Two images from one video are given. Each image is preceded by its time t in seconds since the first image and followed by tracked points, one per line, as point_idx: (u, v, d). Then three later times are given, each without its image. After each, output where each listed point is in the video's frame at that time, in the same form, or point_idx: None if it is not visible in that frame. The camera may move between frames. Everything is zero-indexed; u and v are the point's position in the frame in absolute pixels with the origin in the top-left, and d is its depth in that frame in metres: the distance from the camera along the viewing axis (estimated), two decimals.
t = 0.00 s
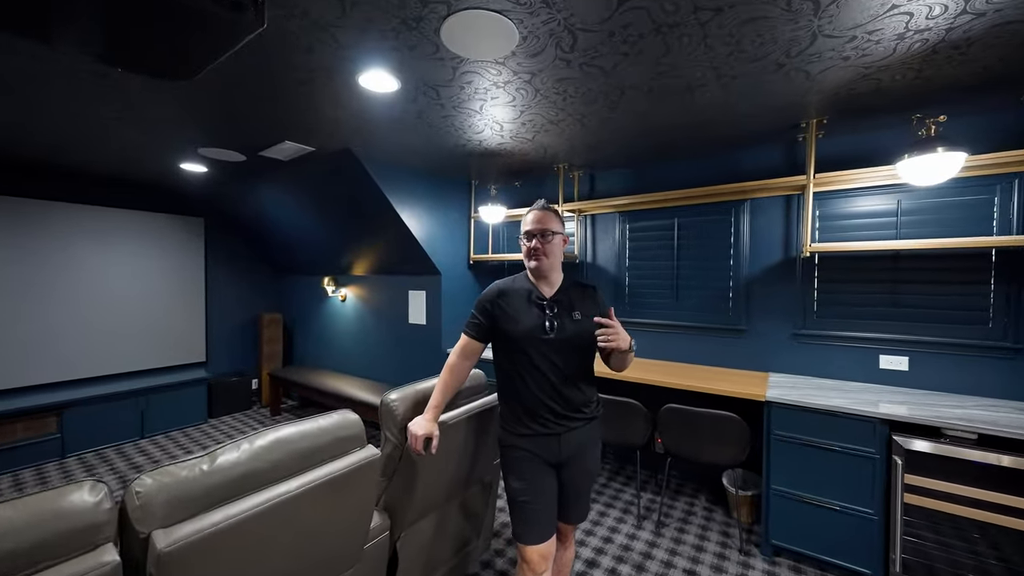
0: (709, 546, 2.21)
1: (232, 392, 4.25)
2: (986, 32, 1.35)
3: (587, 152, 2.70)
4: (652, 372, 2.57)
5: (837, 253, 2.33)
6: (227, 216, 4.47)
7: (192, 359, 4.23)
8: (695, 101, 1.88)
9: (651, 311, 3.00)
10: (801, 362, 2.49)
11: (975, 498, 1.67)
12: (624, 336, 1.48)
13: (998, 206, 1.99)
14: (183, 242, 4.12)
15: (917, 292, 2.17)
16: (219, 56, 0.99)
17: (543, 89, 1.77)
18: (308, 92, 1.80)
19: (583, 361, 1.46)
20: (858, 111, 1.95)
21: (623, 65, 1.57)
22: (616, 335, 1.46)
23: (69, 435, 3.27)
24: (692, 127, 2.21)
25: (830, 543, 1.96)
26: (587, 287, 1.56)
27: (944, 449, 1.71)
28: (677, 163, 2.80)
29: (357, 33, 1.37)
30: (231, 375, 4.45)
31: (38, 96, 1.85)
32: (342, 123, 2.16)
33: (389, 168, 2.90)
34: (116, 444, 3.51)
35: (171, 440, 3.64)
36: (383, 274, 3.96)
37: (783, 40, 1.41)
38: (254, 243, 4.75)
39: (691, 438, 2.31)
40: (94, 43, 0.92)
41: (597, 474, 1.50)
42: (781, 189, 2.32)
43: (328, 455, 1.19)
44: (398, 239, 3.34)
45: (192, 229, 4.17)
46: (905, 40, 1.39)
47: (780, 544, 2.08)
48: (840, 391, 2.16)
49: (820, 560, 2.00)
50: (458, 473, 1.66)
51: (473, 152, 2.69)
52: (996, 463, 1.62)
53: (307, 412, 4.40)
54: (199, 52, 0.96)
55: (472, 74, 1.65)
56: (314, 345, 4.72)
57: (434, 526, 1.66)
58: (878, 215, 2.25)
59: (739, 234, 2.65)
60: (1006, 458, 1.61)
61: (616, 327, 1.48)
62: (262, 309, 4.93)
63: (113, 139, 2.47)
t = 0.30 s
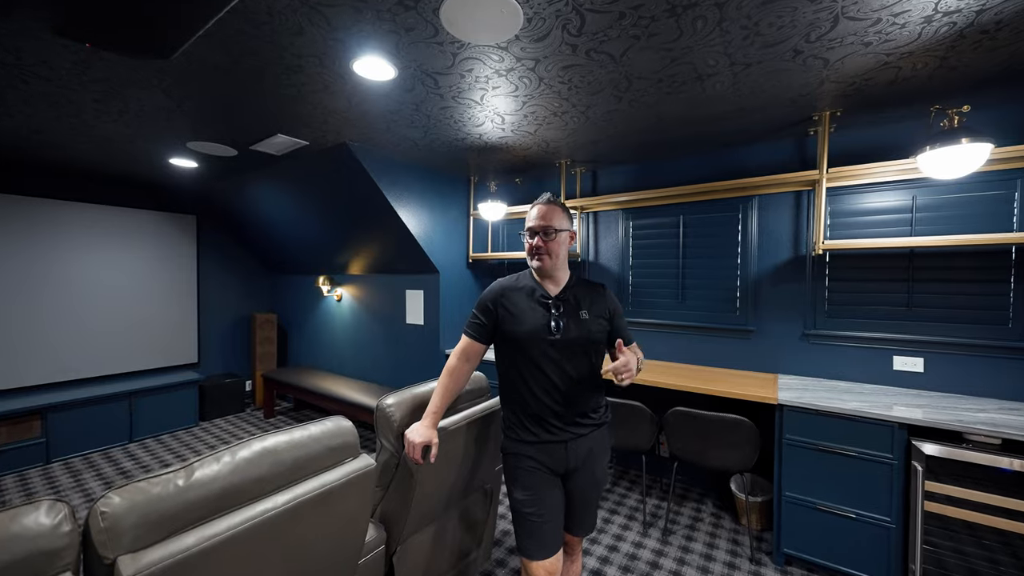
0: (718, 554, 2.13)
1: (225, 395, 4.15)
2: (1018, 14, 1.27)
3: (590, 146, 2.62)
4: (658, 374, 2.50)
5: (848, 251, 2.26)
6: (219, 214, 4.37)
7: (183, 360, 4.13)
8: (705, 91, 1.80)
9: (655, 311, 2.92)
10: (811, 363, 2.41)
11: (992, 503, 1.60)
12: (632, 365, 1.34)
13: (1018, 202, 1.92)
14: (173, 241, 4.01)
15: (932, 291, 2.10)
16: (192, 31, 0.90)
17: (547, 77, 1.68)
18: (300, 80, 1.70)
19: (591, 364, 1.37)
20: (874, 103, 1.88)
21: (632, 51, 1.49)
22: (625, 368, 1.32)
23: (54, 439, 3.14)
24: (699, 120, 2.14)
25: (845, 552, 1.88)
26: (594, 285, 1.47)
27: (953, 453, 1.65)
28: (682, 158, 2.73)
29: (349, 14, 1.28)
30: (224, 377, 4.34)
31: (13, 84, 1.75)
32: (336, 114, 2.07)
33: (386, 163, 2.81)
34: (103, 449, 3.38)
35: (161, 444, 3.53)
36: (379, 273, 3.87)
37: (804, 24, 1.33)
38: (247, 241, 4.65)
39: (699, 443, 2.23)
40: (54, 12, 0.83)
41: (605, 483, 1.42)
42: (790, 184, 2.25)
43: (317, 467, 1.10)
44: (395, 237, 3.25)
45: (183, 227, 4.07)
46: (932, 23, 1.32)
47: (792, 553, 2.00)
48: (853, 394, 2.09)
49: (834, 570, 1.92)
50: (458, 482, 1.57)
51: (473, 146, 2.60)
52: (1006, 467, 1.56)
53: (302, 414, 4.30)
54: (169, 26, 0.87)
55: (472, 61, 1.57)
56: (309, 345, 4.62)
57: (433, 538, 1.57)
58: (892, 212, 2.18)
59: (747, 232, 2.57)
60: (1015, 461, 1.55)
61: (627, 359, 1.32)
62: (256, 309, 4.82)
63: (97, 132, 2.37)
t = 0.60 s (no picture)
0: (723, 560, 2.07)
1: (218, 397, 4.07)
2: None
3: (591, 144, 2.57)
4: (661, 376, 2.44)
5: (855, 249, 2.21)
6: (213, 213, 4.29)
7: (176, 362, 4.05)
8: (711, 85, 1.75)
9: (658, 311, 2.87)
10: (816, 365, 2.37)
11: (1005, 511, 1.54)
12: (611, 381, 1.24)
13: None
14: (166, 240, 3.94)
15: (941, 291, 2.06)
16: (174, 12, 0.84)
17: (549, 69, 1.63)
18: (293, 72, 1.64)
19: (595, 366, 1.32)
20: (882, 98, 1.84)
21: (638, 41, 1.43)
22: (602, 385, 1.22)
23: (42, 443, 3.05)
24: (704, 116, 2.08)
25: (854, 559, 1.83)
26: (599, 285, 1.41)
27: (958, 455, 1.60)
28: (685, 156, 2.68)
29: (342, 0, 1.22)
30: (218, 378, 4.27)
31: None
32: (331, 108, 2.01)
33: (382, 161, 2.74)
34: (92, 452, 3.30)
35: (152, 448, 3.45)
36: (376, 273, 3.80)
37: (817, 13, 1.28)
38: (243, 241, 4.58)
39: (704, 446, 2.18)
40: None
41: (611, 491, 1.36)
42: (796, 182, 2.20)
43: (307, 477, 1.04)
44: (392, 236, 3.18)
45: (176, 226, 3.99)
46: (949, 13, 1.27)
47: (800, 560, 1.95)
48: (861, 396, 2.04)
49: None
50: (458, 489, 1.51)
51: (471, 143, 2.54)
52: (1008, 469, 1.52)
53: (298, 416, 4.23)
54: (148, 6, 0.81)
55: (472, 52, 1.51)
56: (305, 346, 4.54)
57: (431, 547, 1.51)
58: (900, 210, 2.13)
59: (751, 231, 2.52)
60: (1014, 463, 1.51)
61: (602, 374, 1.22)
62: (251, 309, 4.75)
63: (84, 127, 2.30)
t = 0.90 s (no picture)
0: (722, 562, 2.06)
1: (213, 398, 4.03)
2: None
3: (588, 144, 2.56)
4: (659, 377, 2.43)
5: (853, 250, 2.21)
6: (208, 213, 4.26)
7: (170, 363, 4.01)
8: (709, 84, 1.74)
9: (655, 312, 2.86)
10: (814, 365, 2.37)
11: (1000, 511, 1.55)
12: (614, 382, 1.24)
13: None
14: (160, 240, 3.90)
15: (939, 291, 2.06)
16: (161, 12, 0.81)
17: (546, 68, 1.62)
18: (286, 69, 1.62)
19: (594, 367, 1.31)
20: (880, 98, 1.83)
21: (636, 39, 1.42)
22: (605, 388, 1.21)
23: (33, 446, 3.01)
24: (702, 115, 2.07)
25: (852, 560, 1.82)
26: (597, 285, 1.40)
27: (955, 456, 1.60)
28: (683, 156, 2.67)
29: None
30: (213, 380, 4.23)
31: None
32: (327, 107, 1.99)
33: (379, 160, 2.72)
34: (85, 455, 3.26)
35: (146, 450, 3.41)
36: (373, 274, 3.78)
37: (815, 11, 1.27)
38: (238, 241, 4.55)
39: (702, 447, 2.17)
40: None
41: (609, 495, 1.34)
42: (794, 182, 2.20)
43: (299, 482, 1.02)
44: (388, 236, 3.16)
45: (170, 226, 3.96)
46: (948, 12, 1.26)
47: (798, 561, 1.94)
48: (859, 397, 2.03)
49: None
50: (454, 492, 1.50)
51: (468, 142, 2.53)
52: (1005, 470, 1.52)
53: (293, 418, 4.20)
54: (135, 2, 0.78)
55: (469, 51, 1.50)
56: (301, 348, 4.51)
57: (427, 551, 1.49)
58: (898, 210, 2.13)
59: (748, 231, 2.52)
60: (1011, 463, 1.52)
61: (604, 377, 1.21)
62: (246, 310, 4.71)
63: (75, 125, 2.26)
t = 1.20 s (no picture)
0: (714, 559, 2.09)
1: (210, 399, 4.04)
2: (1015, 12, 1.25)
3: (583, 146, 2.58)
4: (653, 377, 2.46)
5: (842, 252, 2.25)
6: (206, 214, 4.27)
7: (168, 364, 4.03)
8: (701, 89, 1.76)
9: (650, 312, 2.89)
10: (806, 365, 2.40)
11: (1001, 511, 1.57)
12: (616, 367, 1.25)
13: (1011, 202, 1.91)
14: (157, 241, 3.91)
15: (927, 292, 2.09)
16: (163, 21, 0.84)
17: (540, 73, 1.65)
18: (284, 74, 1.64)
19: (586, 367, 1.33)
20: (868, 103, 1.87)
21: (628, 46, 1.45)
22: (607, 372, 1.23)
23: (31, 446, 3.02)
24: (695, 119, 2.10)
25: (841, 557, 1.86)
26: (589, 287, 1.43)
27: (945, 454, 1.64)
28: (677, 159, 2.70)
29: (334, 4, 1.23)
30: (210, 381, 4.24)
31: None
32: (325, 111, 2.01)
33: (376, 162, 2.75)
34: (82, 456, 3.26)
35: (144, 451, 3.42)
36: (370, 275, 3.80)
37: (801, 20, 1.30)
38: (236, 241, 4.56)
39: (695, 447, 2.20)
40: None
41: (601, 493, 1.37)
42: (785, 185, 2.23)
43: (297, 479, 1.04)
44: (385, 238, 3.19)
45: (167, 228, 3.97)
46: (930, 21, 1.30)
47: (789, 558, 1.97)
48: (849, 396, 2.07)
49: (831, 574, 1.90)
50: (450, 490, 1.52)
51: (464, 145, 2.55)
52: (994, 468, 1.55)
53: (291, 418, 4.21)
54: (137, 13, 0.80)
55: (464, 56, 1.52)
56: (298, 348, 4.53)
57: (423, 548, 1.51)
58: (887, 212, 2.17)
59: (741, 233, 2.56)
60: (1001, 462, 1.55)
61: (606, 362, 1.23)
62: (244, 311, 4.72)
63: (74, 128, 2.28)
